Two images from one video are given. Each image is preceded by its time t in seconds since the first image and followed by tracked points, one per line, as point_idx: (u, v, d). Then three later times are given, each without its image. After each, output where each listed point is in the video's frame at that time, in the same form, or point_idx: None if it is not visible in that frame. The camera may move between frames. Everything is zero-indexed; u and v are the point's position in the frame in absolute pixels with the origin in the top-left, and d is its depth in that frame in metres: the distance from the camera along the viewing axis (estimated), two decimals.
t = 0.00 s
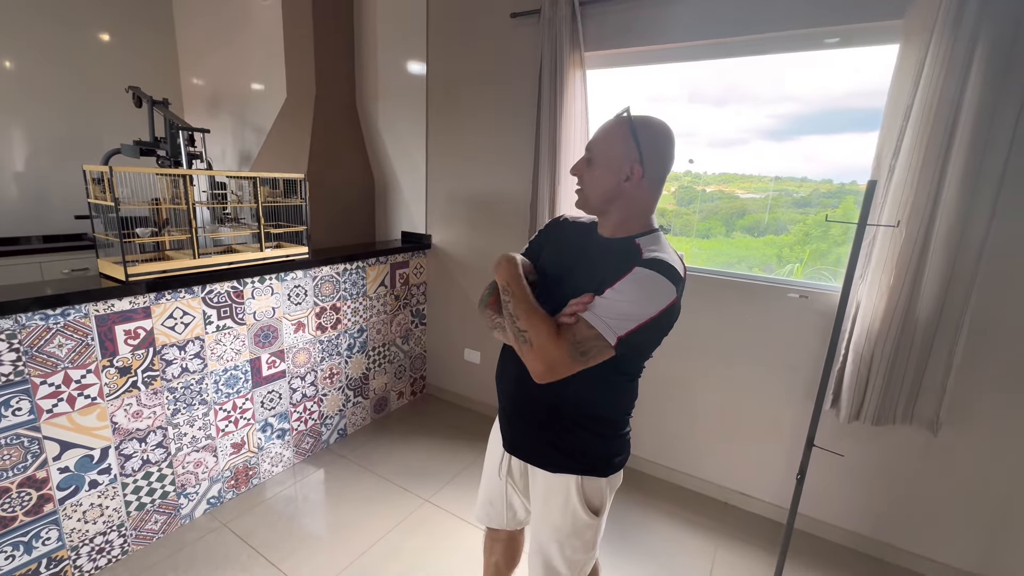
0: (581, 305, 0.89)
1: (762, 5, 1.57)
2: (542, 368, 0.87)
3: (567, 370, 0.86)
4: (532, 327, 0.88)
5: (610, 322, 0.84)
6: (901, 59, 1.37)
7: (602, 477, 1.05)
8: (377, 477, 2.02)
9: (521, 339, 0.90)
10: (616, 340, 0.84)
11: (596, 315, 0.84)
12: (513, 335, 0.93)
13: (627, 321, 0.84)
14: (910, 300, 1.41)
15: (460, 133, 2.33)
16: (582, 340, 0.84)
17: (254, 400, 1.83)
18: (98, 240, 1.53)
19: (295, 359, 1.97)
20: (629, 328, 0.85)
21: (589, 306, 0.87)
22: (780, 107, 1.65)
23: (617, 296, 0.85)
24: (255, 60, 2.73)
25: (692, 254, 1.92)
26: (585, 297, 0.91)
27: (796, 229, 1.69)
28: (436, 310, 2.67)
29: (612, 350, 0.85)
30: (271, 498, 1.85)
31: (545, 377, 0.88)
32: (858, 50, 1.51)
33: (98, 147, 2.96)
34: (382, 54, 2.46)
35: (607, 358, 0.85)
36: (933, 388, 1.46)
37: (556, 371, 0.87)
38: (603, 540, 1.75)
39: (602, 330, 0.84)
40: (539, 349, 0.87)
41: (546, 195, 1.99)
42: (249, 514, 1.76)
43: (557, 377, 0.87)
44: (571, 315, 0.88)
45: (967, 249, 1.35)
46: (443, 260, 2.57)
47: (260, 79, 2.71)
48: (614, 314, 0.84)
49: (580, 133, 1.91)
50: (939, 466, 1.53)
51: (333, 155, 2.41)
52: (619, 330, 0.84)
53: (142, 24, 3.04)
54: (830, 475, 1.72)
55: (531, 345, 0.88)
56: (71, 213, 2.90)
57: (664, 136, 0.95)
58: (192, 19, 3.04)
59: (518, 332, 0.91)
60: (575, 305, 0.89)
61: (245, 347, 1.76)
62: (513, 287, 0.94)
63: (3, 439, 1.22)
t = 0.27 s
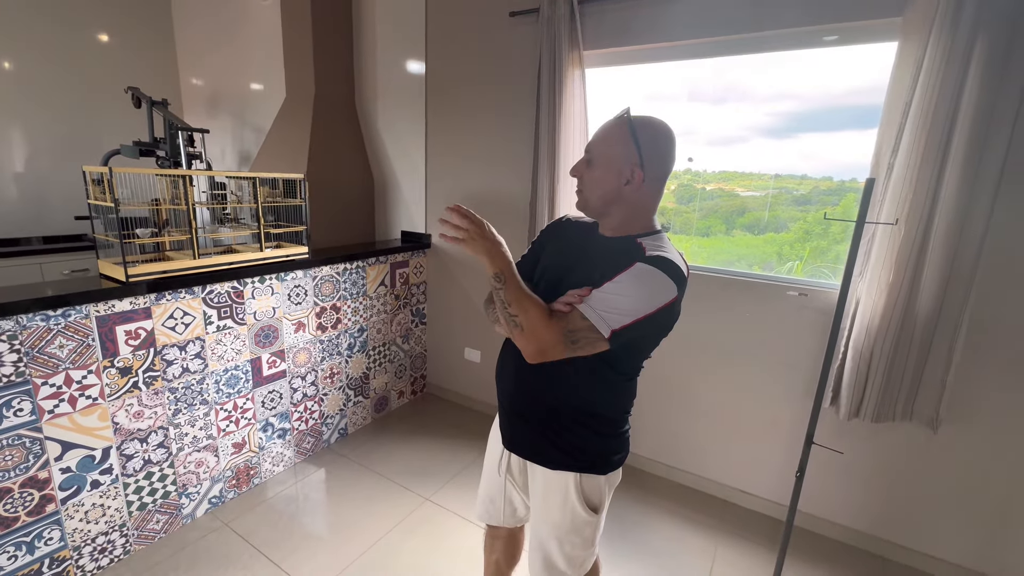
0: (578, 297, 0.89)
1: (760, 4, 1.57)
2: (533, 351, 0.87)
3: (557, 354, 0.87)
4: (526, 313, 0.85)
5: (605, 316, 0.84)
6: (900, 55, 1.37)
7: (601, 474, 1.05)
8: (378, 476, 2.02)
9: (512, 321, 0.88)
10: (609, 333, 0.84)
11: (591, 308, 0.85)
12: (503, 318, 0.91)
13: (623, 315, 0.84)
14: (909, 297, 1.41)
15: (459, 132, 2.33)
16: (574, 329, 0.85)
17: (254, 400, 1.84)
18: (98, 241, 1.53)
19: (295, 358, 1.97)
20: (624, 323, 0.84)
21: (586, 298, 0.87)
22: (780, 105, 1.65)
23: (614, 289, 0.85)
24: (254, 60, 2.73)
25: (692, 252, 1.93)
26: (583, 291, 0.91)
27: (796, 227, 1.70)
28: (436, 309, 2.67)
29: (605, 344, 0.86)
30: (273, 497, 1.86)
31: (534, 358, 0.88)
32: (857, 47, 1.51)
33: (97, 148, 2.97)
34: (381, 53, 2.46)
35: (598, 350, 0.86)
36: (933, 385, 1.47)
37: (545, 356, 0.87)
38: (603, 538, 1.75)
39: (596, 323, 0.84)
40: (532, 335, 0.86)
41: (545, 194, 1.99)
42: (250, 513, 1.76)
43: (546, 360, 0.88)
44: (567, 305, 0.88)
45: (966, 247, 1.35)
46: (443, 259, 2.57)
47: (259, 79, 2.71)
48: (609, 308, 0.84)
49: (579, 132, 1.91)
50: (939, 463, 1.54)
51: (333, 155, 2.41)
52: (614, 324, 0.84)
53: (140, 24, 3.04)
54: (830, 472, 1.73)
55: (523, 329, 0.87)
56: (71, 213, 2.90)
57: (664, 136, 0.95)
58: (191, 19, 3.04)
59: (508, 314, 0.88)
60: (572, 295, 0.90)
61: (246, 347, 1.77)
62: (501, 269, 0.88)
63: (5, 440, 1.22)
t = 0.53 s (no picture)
0: (576, 293, 0.90)
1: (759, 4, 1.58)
2: (528, 345, 0.88)
3: (552, 350, 0.88)
4: (524, 308, 0.86)
5: (601, 311, 0.84)
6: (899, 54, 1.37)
7: (600, 472, 1.05)
8: (379, 475, 2.03)
9: (510, 314, 0.90)
10: (605, 329, 0.84)
11: (588, 304, 0.85)
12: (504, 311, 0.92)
13: (619, 312, 0.84)
14: (908, 296, 1.41)
15: (459, 131, 2.33)
16: (571, 324, 0.86)
17: (254, 399, 1.84)
18: (98, 241, 1.53)
19: (295, 358, 1.97)
20: (620, 319, 0.85)
21: (583, 295, 0.88)
22: (779, 103, 1.66)
23: (611, 286, 0.86)
24: (253, 60, 2.73)
25: (692, 251, 1.93)
26: (581, 287, 0.92)
27: (795, 225, 1.70)
28: (436, 309, 2.68)
29: (602, 340, 0.86)
30: (273, 497, 1.86)
31: (530, 352, 0.90)
32: (855, 46, 1.52)
33: (97, 148, 2.97)
34: (381, 53, 2.46)
35: (594, 346, 0.86)
36: (931, 383, 1.47)
37: (541, 351, 0.88)
38: (604, 537, 1.75)
39: (592, 319, 0.85)
40: (528, 329, 0.87)
41: (545, 193, 1.99)
42: (251, 512, 1.77)
43: (541, 354, 0.89)
44: (564, 301, 0.88)
45: (965, 245, 1.36)
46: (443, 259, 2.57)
47: (258, 79, 2.72)
48: (606, 304, 0.85)
49: (578, 131, 1.91)
50: (937, 461, 1.54)
51: (332, 155, 2.41)
52: (610, 320, 0.84)
53: (139, 25, 3.04)
54: (829, 471, 1.73)
55: (521, 323, 0.88)
56: (70, 214, 2.91)
57: (662, 135, 0.95)
58: (190, 19, 3.04)
59: (509, 308, 0.90)
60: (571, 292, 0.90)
61: (247, 346, 1.77)
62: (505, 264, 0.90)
63: (6, 440, 1.23)
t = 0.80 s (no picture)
0: (577, 293, 0.89)
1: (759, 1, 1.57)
2: (529, 345, 0.88)
3: (552, 350, 0.87)
4: (525, 307, 0.86)
5: (603, 310, 0.84)
6: (899, 51, 1.37)
7: (601, 471, 1.05)
8: (378, 474, 2.03)
9: (512, 314, 0.90)
10: (607, 328, 0.84)
11: (590, 303, 0.85)
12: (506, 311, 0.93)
13: (621, 311, 0.84)
14: (908, 294, 1.41)
15: (458, 129, 2.33)
16: (572, 324, 0.85)
17: (254, 398, 1.84)
18: (96, 240, 1.52)
19: (294, 357, 1.97)
20: (622, 318, 0.84)
21: (584, 295, 0.88)
22: (779, 101, 1.65)
23: (612, 285, 0.85)
24: (252, 58, 2.72)
25: (691, 250, 1.93)
26: (582, 287, 0.92)
27: (795, 224, 1.69)
28: (435, 307, 2.68)
29: (604, 340, 0.85)
30: (273, 496, 1.86)
31: (531, 353, 0.90)
32: (854, 44, 1.51)
33: (95, 147, 2.96)
34: (379, 51, 2.45)
35: (596, 347, 0.86)
36: (931, 382, 1.47)
37: (542, 351, 0.88)
38: (603, 535, 1.76)
39: (594, 318, 0.84)
40: (529, 329, 0.87)
41: (544, 192, 1.98)
42: (250, 512, 1.77)
43: (541, 355, 0.89)
44: (566, 301, 0.88)
45: (965, 243, 1.35)
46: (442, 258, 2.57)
47: (256, 77, 2.71)
48: (607, 303, 0.84)
49: (577, 129, 1.91)
50: (937, 459, 1.54)
51: (331, 153, 2.41)
52: (612, 319, 0.84)
53: (137, 22, 3.03)
54: (829, 469, 1.73)
55: (522, 323, 0.88)
56: (69, 213, 2.90)
57: (659, 134, 0.95)
58: (188, 17, 3.03)
59: (510, 308, 0.90)
60: (573, 292, 0.90)
61: (245, 345, 1.77)
62: (508, 264, 0.90)
63: (4, 439, 1.22)
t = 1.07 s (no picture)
0: (580, 293, 0.89)
1: None
2: (535, 347, 0.87)
3: (559, 352, 0.87)
4: (527, 310, 0.86)
5: (608, 311, 0.84)
6: (900, 49, 1.37)
7: (602, 470, 1.05)
8: (378, 472, 2.02)
9: (514, 318, 0.89)
10: (612, 328, 0.84)
11: (594, 303, 0.84)
12: (507, 316, 0.92)
13: (625, 311, 0.84)
14: (907, 293, 1.41)
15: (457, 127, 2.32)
16: (577, 325, 0.85)
17: (253, 397, 1.84)
18: (94, 238, 1.52)
19: (293, 355, 1.97)
20: (627, 318, 0.84)
21: (588, 295, 0.87)
22: (779, 100, 1.65)
23: (616, 285, 0.85)
24: (250, 55, 2.71)
25: (691, 249, 1.92)
26: (584, 287, 0.91)
27: (795, 222, 1.69)
28: (434, 306, 2.67)
29: (609, 339, 0.85)
30: (273, 494, 1.86)
31: (537, 355, 0.89)
32: (854, 41, 1.51)
33: (93, 145, 2.95)
34: (378, 48, 2.44)
35: (601, 346, 0.86)
36: (931, 380, 1.47)
37: (547, 353, 0.87)
38: (603, 533, 1.76)
39: (599, 318, 0.84)
40: (533, 332, 0.86)
41: (544, 190, 1.98)
42: (250, 510, 1.77)
43: (548, 357, 0.88)
44: (569, 302, 0.88)
45: (965, 241, 1.35)
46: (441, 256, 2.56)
47: (255, 75, 2.70)
48: (612, 303, 0.84)
49: (577, 127, 1.90)
50: (936, 457, 1.54)
51: (330, 151, 2.40)
52: (616, 319, 0.84)
53: (135, 20, 3.01)
54: (828, 467, 1.73)
55: (525, 325, 0.88)
56: (67, 211, 2.89)
57: (659, 132, 0.95)
58: (187, 14, 3.01)
59: (511, 312, 0.90)
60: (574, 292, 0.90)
61: (244, 344, 1.77)
62: (505, 268, 0.90)
63: (2, 438, 1.22)
